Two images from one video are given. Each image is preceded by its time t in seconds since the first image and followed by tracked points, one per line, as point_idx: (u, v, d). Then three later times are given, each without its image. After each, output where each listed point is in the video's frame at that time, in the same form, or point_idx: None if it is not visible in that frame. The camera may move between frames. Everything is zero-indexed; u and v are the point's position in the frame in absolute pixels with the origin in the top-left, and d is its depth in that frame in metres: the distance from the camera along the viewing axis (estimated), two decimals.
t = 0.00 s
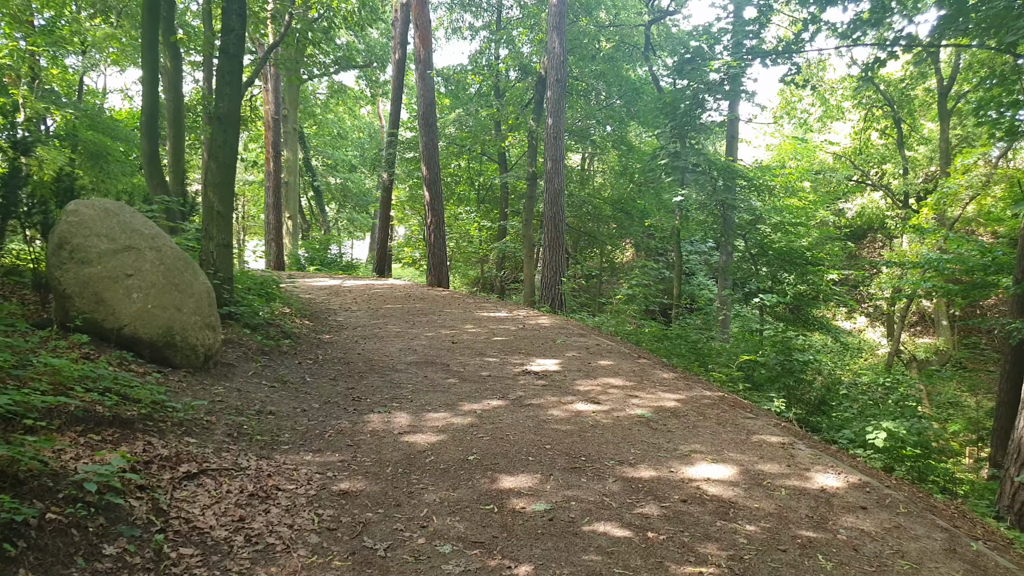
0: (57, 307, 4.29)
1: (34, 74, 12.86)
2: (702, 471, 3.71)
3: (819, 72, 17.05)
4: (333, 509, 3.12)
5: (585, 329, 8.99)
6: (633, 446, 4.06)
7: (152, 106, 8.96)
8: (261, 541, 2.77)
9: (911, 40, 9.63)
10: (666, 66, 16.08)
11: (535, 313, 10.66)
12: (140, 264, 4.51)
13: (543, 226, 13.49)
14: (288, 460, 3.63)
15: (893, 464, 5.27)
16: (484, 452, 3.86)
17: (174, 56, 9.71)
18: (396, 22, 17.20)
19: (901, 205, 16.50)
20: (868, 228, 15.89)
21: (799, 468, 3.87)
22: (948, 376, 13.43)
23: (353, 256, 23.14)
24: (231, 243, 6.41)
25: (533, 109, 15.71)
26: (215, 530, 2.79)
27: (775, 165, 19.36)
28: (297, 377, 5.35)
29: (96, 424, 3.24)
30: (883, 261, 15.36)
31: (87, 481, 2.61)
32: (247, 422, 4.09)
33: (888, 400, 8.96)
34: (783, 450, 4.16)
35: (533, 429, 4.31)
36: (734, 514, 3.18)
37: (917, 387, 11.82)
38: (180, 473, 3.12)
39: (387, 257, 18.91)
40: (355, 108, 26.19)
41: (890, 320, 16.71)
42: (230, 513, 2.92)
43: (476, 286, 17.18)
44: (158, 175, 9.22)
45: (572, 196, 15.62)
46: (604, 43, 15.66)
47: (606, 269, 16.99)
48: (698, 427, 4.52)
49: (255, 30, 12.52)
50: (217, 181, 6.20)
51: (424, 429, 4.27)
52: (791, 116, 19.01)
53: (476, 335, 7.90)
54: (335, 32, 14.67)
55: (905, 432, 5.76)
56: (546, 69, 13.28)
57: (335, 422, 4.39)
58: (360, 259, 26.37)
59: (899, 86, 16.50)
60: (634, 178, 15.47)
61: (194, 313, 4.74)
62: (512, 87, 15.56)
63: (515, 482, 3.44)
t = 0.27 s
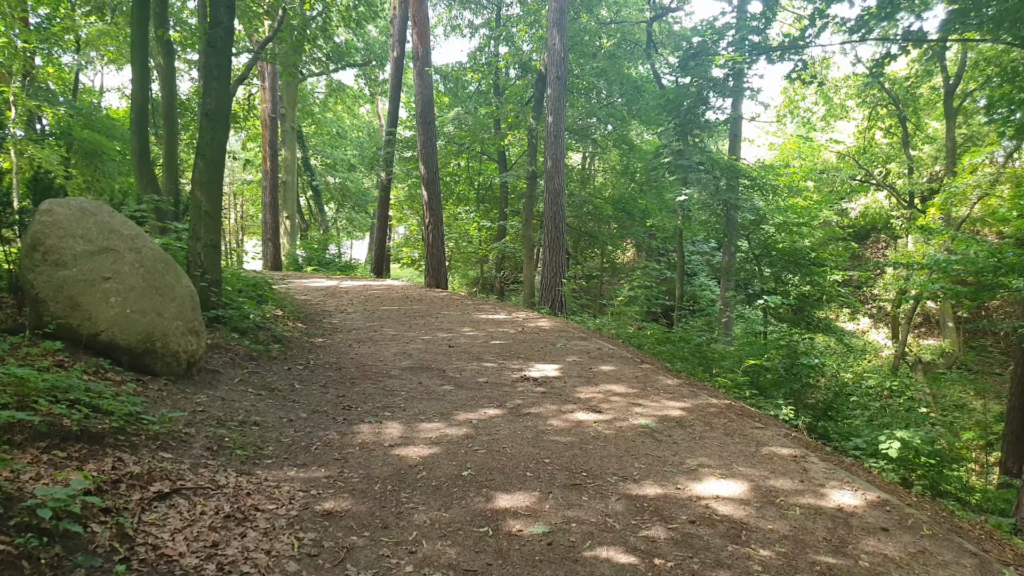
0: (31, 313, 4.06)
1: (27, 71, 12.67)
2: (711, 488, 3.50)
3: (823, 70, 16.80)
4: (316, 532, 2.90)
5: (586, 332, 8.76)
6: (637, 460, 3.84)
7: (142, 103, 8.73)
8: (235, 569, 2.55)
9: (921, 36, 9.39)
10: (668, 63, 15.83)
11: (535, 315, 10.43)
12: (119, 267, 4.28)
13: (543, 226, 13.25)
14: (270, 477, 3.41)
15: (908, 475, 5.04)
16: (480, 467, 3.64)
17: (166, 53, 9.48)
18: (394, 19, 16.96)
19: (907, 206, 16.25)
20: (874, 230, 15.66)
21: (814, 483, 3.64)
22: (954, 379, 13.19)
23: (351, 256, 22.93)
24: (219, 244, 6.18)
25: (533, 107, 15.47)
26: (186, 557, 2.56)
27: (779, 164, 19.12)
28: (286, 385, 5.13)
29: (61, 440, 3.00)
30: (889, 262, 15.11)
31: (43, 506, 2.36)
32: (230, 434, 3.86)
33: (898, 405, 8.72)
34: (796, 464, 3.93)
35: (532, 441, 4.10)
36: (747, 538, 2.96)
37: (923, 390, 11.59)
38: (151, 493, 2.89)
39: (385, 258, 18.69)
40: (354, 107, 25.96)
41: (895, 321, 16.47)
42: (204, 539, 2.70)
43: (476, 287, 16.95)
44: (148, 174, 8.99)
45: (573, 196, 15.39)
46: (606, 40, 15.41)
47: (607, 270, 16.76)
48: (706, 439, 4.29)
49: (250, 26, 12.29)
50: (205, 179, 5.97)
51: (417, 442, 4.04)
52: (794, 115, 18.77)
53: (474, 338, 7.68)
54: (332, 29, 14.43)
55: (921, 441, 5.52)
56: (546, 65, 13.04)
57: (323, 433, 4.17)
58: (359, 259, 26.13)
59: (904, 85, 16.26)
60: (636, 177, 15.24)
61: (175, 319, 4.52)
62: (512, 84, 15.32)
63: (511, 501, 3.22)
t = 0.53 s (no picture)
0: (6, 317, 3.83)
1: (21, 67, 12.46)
2: (728, 506, 3.27)
3: (827, 68, 16.57)
4: (304, 557, 2.68)
5: (590, 334, 8.54)
6: (648, 474, 3.62)
7: (134, 99, 8.50)
8: None
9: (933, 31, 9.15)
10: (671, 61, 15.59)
11: (537, 317, 10.20)
12: (100, 269, 4.06)
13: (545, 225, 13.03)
14: (256, 494, 3.18)
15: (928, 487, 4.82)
16: (481, 482, 3.42)
17: (160, 47, 9.25)
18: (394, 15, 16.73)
19: (914, 205, 16.00)
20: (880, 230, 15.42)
21: (836, 500, 3.42)
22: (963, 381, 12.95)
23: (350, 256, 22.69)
24: (210, 244, 5.96)
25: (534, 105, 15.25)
26: None
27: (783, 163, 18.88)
28: (278, 392, 4.91)
29: (29, 455, 2.76)
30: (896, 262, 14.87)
31: None
32: (215, 446, 3.63)
33: (909, 409, 8.49)
34: (815, 479, 3.71)
35: (536, 453, 3.87)
36: (769, 562, 2.74)
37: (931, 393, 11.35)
38: (125, 514, 2.66)
39: (385, 257, 18.46)
40: (353, 105, 25.72)
41: (901, 322, 16.23)
42: (181, 566, 2.47)
43: (476, 287, 16.72)
44: (140, 171, 8.76)
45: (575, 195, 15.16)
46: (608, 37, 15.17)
47: (609, 270, 16.53)
48: (719, 451, 4.07)
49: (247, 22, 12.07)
50: (196, 177, 5.74)
51: (413, 454, 3.82)
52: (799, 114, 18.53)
53: (474, 341, 7.45)
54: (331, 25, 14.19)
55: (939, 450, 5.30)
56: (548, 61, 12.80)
57: (315, 444, 3.95)
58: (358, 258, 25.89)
59: (911, 82, 16.01)
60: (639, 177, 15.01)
61: (160, 322, 4.30)
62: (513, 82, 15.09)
63: (515, 522, 3.00)
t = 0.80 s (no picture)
0: None
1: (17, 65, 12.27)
2: (749, 523, 3.07)
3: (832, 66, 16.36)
4: None
5: (594, 337, 8.33)
6: (662, 488, 3.41)
7: (127, 97, 8.29)
8: None
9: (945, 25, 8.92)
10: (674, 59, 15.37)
11: (540, 319, 9.99)
12: (84, 270, 3.85)
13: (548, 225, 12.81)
14: (246, 511, 2.97)
15: (951, 498, 4.61)
16: (485, 498, 3.22)
17: (155, 44, 9.04)
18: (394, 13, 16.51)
19: (921, 205, 15.77)
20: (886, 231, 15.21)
21: (863, 516, 3.21)
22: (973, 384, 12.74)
23: (350, 256, 22.49)
24: (203, 244, 5.74)
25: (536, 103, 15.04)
26: None
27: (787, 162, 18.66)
28: (273, 399, 4.70)
29: None
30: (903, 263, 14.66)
31: None
32: (203, 459, 3.42)
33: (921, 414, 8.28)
34: (840, 492, 3.51)
35: (543, 465, 3.66)
36: None
37: (941, 396, 11.14)
38: (101, 538, 2.44)
39: (384, 258, 18.26)
40: (353, 104, 25.50)
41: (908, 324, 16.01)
42: None
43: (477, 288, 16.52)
44: (134, 170, 8.55)
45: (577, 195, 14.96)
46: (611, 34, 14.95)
47: (612, 271, 16.32)
48: (736, 463, 3.86)
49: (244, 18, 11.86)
50: (188, 174, 5.54)
51: (413, 466, 3.61)
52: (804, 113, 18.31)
53: (477, 344, 7.24)
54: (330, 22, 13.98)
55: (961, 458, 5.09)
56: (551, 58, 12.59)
57: (310, 455, 3.74)
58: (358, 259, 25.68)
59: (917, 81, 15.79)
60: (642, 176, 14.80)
61: (147, 327, 4.09)
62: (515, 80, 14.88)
63: (522, 543, 2.80)
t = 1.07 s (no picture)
0: None
1: (13, 63, 12.07)
2: (774, 544, 2.86)
3: (838, 64, 16.13)
4: None
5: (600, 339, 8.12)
6: (680, 505, 3.20)
7: (121, 93, 8.07)
8: None
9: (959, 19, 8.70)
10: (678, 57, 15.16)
11: (543, 321, 9.77)
12: (66, 272, 3.64)
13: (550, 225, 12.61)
14: (234, 532, 2.76)
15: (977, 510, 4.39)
16: (491, 516, 3.01)
17: (151, 39, 8.83)
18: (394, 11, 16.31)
19: (928, 205, 15.54)
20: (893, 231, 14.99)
21: (896, 535, 3.00)
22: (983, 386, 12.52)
23: (350, 257, 22.29)
24: (196, 244, 5.54)
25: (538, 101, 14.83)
26: None
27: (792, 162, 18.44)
28: (267, 407, 4.49)
29: None
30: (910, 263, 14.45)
31: None
32: (190, 473, 3.21)
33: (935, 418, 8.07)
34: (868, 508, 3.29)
35: (551, 479, 3.45)
36: None
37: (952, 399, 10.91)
38: (74, 565, 2.23)
39: (384, 259, 18.05)
40: (353, 104, 25.27)
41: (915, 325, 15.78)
42: None
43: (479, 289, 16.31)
44: (127, 168, 8.32)
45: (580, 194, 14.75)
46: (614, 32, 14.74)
47: (615, 271, 16.11)
48: (755, 475, 3.65)
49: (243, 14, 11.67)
50: (180, 172, 5.32)
51: (413, 480, 3.40)
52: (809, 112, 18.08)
53: (479, 348, 7.03)
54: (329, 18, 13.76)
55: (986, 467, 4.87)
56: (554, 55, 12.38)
57: (305, 468, 3.53)
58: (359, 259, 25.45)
59: (924, 78, 15.56)
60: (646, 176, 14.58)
61: (133, 332, 3.88)
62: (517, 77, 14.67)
63: (532, 567, 2.59)
